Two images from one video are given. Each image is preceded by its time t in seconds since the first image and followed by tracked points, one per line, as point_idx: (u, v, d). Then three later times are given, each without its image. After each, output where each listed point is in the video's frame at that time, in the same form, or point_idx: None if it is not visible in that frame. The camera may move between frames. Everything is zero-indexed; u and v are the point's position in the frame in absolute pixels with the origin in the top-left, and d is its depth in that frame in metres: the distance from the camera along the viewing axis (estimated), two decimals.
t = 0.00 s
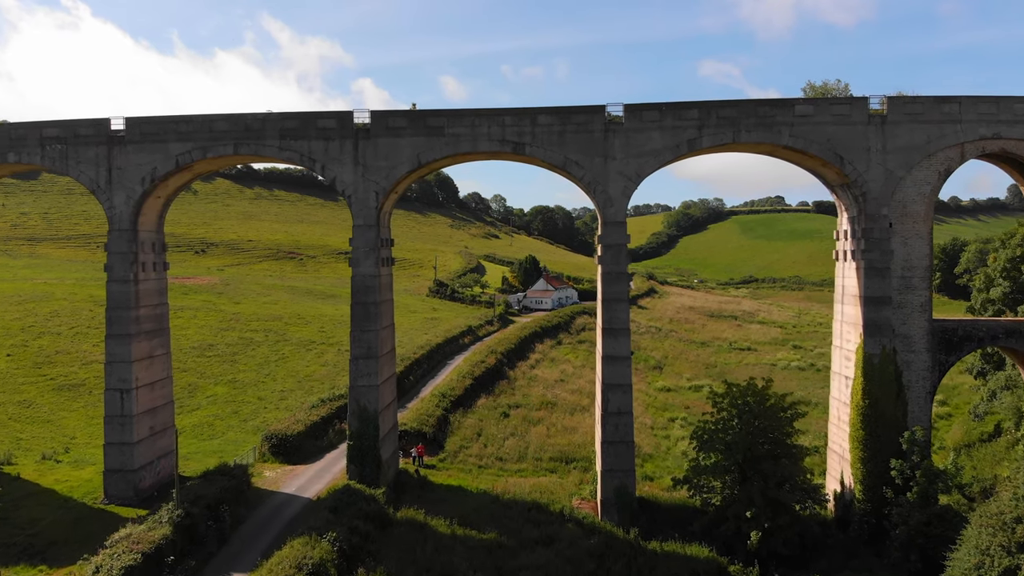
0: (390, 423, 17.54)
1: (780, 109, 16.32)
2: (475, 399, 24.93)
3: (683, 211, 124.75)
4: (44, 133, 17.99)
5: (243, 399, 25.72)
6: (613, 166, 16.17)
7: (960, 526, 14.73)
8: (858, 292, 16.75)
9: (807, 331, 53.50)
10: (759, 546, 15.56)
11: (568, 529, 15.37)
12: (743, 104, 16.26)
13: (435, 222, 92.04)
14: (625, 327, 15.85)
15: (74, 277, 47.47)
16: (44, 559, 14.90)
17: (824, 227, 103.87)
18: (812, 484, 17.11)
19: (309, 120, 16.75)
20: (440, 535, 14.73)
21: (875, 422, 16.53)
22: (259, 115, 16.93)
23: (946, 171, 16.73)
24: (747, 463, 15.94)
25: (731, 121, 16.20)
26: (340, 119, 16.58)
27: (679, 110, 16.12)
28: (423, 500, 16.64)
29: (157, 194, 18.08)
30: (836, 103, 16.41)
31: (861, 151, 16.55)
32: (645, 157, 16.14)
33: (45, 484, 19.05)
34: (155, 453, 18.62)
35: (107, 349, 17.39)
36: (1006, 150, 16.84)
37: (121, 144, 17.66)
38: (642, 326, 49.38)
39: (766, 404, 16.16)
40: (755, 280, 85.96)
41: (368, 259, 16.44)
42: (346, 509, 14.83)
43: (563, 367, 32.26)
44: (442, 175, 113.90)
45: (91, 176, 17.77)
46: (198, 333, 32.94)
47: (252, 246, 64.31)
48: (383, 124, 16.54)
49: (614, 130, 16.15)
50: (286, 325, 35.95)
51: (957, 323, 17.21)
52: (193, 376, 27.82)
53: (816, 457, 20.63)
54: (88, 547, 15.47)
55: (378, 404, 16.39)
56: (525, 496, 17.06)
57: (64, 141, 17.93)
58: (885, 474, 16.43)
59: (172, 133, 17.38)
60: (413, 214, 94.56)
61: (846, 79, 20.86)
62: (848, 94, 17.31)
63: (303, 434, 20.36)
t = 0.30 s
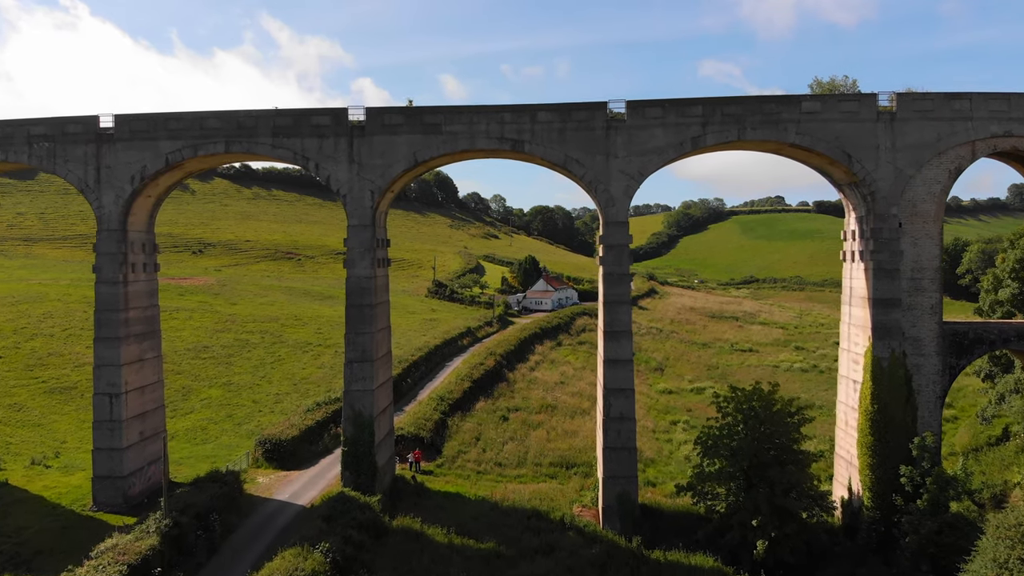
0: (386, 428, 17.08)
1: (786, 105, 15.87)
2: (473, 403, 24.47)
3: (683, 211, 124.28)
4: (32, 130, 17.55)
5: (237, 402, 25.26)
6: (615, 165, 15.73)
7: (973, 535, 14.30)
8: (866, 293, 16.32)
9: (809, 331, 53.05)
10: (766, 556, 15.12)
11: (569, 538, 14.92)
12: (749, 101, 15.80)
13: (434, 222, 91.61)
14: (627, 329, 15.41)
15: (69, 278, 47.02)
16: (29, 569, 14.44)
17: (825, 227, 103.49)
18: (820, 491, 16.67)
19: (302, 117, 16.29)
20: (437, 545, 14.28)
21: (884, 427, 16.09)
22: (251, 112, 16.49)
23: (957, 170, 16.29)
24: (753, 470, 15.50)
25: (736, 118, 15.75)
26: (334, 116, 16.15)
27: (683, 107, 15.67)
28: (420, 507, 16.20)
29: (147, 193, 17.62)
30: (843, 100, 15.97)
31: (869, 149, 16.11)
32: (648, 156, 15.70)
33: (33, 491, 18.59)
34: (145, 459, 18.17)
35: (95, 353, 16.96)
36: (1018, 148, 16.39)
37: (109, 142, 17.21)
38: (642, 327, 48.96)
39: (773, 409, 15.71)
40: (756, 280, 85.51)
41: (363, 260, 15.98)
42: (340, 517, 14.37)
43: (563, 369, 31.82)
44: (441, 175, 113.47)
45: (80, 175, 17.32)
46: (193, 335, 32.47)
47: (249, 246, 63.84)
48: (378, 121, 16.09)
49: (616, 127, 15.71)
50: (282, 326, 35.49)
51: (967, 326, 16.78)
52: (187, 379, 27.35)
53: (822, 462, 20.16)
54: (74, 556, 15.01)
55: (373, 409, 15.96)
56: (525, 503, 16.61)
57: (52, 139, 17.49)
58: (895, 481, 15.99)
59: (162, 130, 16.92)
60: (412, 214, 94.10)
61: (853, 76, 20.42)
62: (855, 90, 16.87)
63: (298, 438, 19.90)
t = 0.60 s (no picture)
0: (382, 434, 16.62)
1: (794, 102, 15.41)
2: (472, 406, 23.99)
3: (683, 211, 123.87)
4: (18, 128, 17.08)
5: (231, 406, 24.78)
6: (617, 163, 15.26)
7: (987, 546, 13.87)
8: (876, 296, 15.86)
9: (811, 332, 52.61)
10: (773, 566, 14.67)
11: (570, 548, 14.44)
12: (755, 97, 15.35)
13: (434, 222, 91.15)
14: (630, 332, 14.95)
15: (65, 279, 46.56)
16: None
17: (825, 227, 103.09)
18: (828, 499, 16.20)
19: (296, 114, 15.83)
20: (433, 555, 13.81)
21: (894, 433, 15.63)
22: (243, 109, 16.02)
23: (969, 168, 15.82)
24: (759, 478, 15.04)
25: (742, 115, 15.30)
26: (328, 113, 15.70)
27: (688, 103, 15.20)
28: (417, 516, 15.73)
29: (137, 193, 17.15)
30: (852, 96, 15.52)
31: (879, 147, 15.65)
32: (651, 154, 15.23)
33: (20, 498, 18.12)
34: (135, 466, 17.70)
35: (83, 357, 16.49)
36: None
37: (98, 140, 16.73)
38: (643, 327, 48.52)
39: (780, 414, 15.26)
40: (757, 280, 85.08)
41: (358, 261, 15.51)
42: (334, 528, 13.90)
43: (563, 371, 31.36)
44: (440, 175, 113.04)
45: (67, 174, 16.85)
46: (188, 337, 31.98)
47: (247, 246, 63.37)
48: (373, 118, 15.62)
49: (618, 125, 15.25)
50: (279, 327, 35.01)
51: (980, 329, 16.31)
52: (180, 382, 26.87)
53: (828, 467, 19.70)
54: (60, 567, 14.53)
55: (369, 414, 15.50)
56: (525, 512, 16.14)
57: (39, 137, 17.01)
58: (905, 488, 15.53)
59: (152, 128, 16.45)
60: (411, 214, 93.62)
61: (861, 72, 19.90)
62: (864, 87, 16.40)
63: (292, 444, 19.43)
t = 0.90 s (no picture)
0: (378, 440, 16.13)
1: (802, 98, 14.95)
2: (471, 410, 23.51)
3: (683, 211, 123.45)
4: (3, 126, 16.60)
5: (225, 410, 24.29)
6: (619, 162, 14.78)
7: (1002, 557, 13.40)
8: (887, 298, 15.38)
9: (813, 333, 52.17)
10: None
11: (571, 559, 13.95)
12: (762, 93, 14.89)
13: (433, 222, 90.68)
14: (634, 336, 14.47)
15: (60, 279, 46.08)
16: None
17: (826, 227, 102.67)
18: (837, 507, 15.72)
19: (288, 111, 15.34)
20: (430, 567, 13.32)
21: (906, 440, 15.16)
22: (234, 105, 15.54)
23: (982, 167, 15.34)
24: (766, 486, 14.57)
25: (749, 112, 14.84)
26: (322, 110, 15.23)
27: (693, 99, 14.73)
28: (413, 526, 15.24)
29: (125, 192, 16.67)
30: (862, 92, 15.05)
31: (890, 145, 15.19)
32: (655, 151, 14.74)
33: (6, 506, 17.62)
34: (123, 473, 17.21)
35: (70, 361, 16.00)
36: None
37: (85, 138, 16.25)
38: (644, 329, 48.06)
39: (788, 421, 14.78)
40: (758, 280, 84.65)
41: (352, 263, 15.02)
42: (327, 538, 13.40)
43: (563, 373, 30.89)
44: (439, 175, 112.59)
45: (53, 173, 16.36)
46: (183, 339, 31.47)
47: (245, 247, 62.90)
48: (368, 115, 15.13)
49: (620, 122, 14.78)
50: (275, 329, 34.51)
51: (994, 332, 15.83)
52: (174, 385, 26.38)
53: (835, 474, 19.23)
54: None
55: (364, 420, 15.03)
56: (525, 521, 15.65)
57: (25, 135, 16.53)
58: (917, 497, 15.06)
59: (140, 125, 15.97)
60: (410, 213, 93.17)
61: (869, 68, 19.39)
62: (874, 83, 15.94)
63: (286, 450, 18.94)
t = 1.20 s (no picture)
0: (373, 447, 15.65)
1: (811, 94, 14.47)
2: (469, 414, 23.03)
3: (683, 211, 122.97)
4: None
5: (219, 414, 23.80)
6: (622, 159, 14.29)
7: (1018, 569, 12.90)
8: (898, 300, 14.91)
9: (815, 334, 51.69)
10: None
11: (573, 570, 13.44)
12: (770, 89, 14.41)
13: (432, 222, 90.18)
14: (637, 340, 14.00)
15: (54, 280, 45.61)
16: None
17: (828, 227, 102.17)
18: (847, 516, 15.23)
19: (280, 107, 14.83)
20: None
21: (918, 447, 14.66)
22: (224, 102, 15.06)
23: (996, 165, 14.85)
24: (774, 495, 14.09)
25: (756, 108, 14.36)
26: (314, 106, 14.72)
27: (698, 95, 14.25)
28: (409, 536, 14.74)
29: (113, 191, 16.18)
30: (873, 88, 14.58)
31: (901, 142, 14.71)
32: (659, 149, 14.25)
33: None
34: (111, 481, 16.73)
35: (55, 366, 15.53)
36: None
37: (71, 135, 15.75)
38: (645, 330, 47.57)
39: (796, 428, 14.33)
40: (759, 281, 84.16)
41: (346, 264, 14.51)
42: (319, 550, 12.89)
43: (563, 375, 30.39)
44: (438, 175, 112.08)
45: (38, 172, 15.87)
46: (177, 341, 30.97)
47: (242, 247, 62.42)
48: (363, 111, 14.63)
49: (623, 118, 14.29)
50: (271, 331, 34.02)
51: (1008, 336, 15.33)
52: (167, 388, 25.89)
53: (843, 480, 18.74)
54: None
55: (358, 427, 14.55)
56: (524, 531, 15.14)
57: (10, 133, 16.06)
58: (930, 506, 14.56)
59: (128, 122, 15.49)
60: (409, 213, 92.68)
61: (879, 63, 18.83)
62: (885, 78, 15.46)
63: (279, 456, 18.45)
